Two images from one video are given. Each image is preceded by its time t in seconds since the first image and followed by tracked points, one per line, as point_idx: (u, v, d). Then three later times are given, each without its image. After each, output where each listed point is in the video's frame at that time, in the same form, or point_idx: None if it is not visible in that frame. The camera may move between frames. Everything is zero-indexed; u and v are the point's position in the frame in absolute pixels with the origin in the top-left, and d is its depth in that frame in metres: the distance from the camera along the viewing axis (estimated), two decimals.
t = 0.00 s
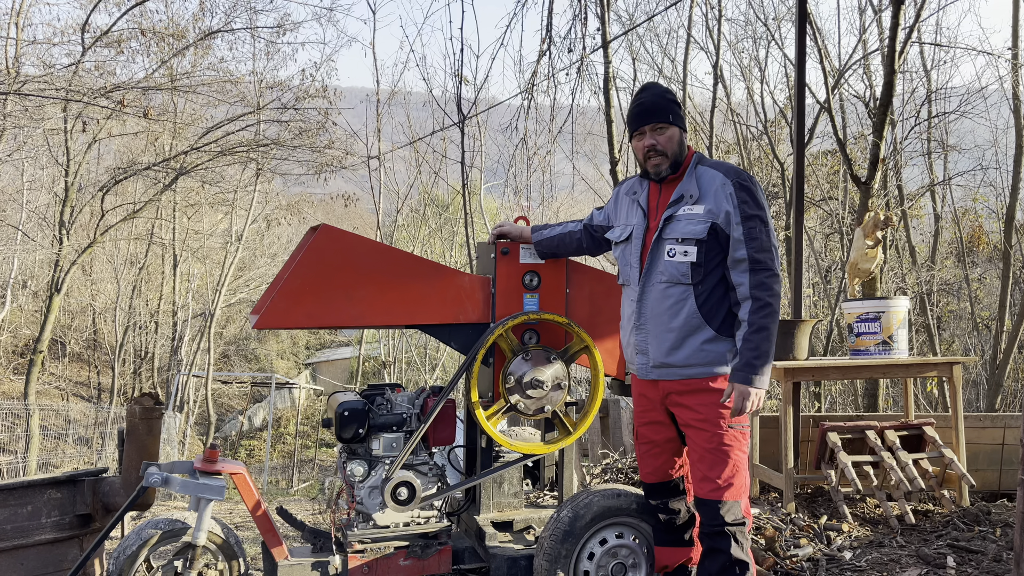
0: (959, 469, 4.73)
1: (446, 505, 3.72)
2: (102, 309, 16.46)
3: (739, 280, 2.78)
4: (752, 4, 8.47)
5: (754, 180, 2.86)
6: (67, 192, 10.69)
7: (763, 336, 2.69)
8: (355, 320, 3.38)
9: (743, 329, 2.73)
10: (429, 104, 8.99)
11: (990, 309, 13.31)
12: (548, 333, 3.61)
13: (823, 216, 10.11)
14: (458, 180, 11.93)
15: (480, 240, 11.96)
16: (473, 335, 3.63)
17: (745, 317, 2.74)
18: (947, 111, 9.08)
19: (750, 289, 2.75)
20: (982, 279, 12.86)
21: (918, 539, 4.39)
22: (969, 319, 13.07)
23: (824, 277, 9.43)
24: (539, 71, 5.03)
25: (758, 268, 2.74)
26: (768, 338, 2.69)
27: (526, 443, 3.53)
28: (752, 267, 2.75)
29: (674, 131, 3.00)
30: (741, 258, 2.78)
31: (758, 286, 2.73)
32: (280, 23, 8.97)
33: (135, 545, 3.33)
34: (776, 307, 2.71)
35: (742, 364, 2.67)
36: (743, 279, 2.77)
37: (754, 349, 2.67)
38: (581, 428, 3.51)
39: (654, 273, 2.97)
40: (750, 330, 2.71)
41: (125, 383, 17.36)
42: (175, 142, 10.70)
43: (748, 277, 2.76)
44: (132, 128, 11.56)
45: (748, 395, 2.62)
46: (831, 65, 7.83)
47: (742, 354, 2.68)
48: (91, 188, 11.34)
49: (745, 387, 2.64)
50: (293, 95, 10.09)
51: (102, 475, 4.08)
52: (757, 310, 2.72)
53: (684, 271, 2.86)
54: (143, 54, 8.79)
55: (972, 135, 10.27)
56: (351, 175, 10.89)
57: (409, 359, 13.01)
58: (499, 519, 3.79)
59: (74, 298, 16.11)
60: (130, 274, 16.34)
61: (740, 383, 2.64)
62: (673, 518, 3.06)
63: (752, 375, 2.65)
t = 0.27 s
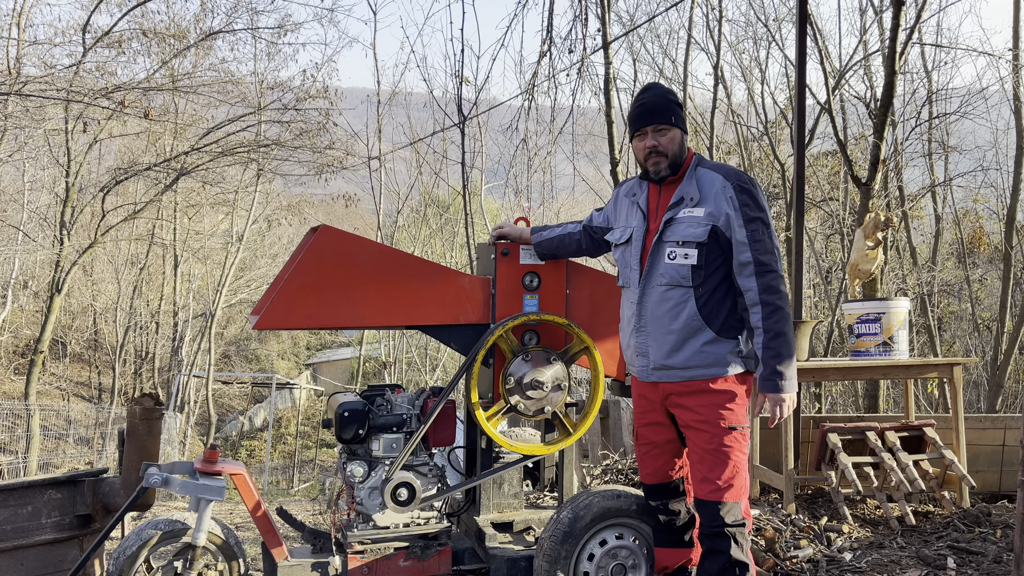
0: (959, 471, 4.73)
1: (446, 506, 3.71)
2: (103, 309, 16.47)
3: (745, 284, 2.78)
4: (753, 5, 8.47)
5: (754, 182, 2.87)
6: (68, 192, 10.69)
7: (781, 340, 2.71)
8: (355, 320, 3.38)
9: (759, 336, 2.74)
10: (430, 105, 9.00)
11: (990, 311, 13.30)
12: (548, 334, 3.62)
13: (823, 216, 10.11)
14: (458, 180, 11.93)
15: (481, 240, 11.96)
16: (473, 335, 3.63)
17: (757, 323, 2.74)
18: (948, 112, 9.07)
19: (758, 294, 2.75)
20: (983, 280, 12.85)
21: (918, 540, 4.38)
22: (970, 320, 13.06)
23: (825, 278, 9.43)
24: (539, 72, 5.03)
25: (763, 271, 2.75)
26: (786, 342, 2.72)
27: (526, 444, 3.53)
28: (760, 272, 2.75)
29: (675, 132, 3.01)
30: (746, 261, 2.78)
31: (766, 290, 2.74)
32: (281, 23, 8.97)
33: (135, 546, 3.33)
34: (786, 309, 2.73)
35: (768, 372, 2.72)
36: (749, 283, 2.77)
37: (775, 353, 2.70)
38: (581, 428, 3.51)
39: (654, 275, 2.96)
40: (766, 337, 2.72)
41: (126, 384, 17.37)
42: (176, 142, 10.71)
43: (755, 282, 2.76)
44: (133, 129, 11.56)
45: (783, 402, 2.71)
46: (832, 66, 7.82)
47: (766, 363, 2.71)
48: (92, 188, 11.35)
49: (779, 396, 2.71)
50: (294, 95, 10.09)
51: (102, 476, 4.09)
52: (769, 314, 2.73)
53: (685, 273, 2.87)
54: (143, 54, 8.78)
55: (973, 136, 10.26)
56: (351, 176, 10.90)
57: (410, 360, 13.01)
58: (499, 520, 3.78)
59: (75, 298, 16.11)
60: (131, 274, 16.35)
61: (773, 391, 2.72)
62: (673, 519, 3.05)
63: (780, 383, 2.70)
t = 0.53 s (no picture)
0: (960, 472, 4.73)
1: (447, 506, 3.72)
2: (104, 309, 16.48)
3: (735, 283, 2.76)
4: (754, 6, 8.47)
5: (761, 185, 2.84)
6: (70, 193, 10.69)
7: (753, 340, 2.65)
8: (356, 321, 3.38)
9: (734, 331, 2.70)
10: (431, 105, 9.01)
11: (991, 312, 13.31)
12: (549, 334, 3.62)
13: (824, 217, 10.11)
14: (460, 181, 11.94)
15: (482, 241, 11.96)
16: (474, 336, 3.63)
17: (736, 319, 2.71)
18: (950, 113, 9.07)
19: (745, 293, 2.73)
20: (984, 281, 12.86)
21: (919, 541, 4.38)
22: (971, 321, 13.06)
23: (826, 279, 9.43)
24: (540, 73, 5.04)
25: (756, 273, 2.73)
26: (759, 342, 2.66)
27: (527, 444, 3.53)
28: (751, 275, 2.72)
29: (691, 132, 2.99)
30: (739, 261, 2.76)
31: (754, 290, 2.70)
32: (283, 24, 8.97)
33: (136, 546, 3.34)
34: (770, 313, 2.69)
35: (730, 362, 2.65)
36: (739, 282, 2.74)
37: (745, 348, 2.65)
38: (582, 429, 3.51)
39: (656, 275, 2.97)
40: (740, 333, 2.68)
41: (127, 384, 17.38)
42: (178, 143, 10.71)
43: (745, 281, 2.73)
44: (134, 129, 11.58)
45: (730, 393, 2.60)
46: (833, 67, 7.82)
47: (732, 354, 2.65)
48: (93, 189, 11.35)
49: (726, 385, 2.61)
50: (296, 96, 10.09)
51: (103, 476, 4.09)
52: (750, 314, 2.69)
53: (686, 273, 2.87)
54: (145, 55, 8.77)
55: (974, 137, 10.26)
56: (353, 177, 10.91)
57: (411, 360, 13.01)
58: (500, 521, 3.79)
59: (76, 298, 16.11)
60: (132, 275, 16.35)
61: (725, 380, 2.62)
62: (673, 521, 3.05)
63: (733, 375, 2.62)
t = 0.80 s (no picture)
0: (962, 473, 4.73)
1: (449, 507, 3.75)
2: (106, 310, 16.51)
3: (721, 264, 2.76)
4: (755, 7, 8.48)
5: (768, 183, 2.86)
6: (71, 193, 10.71)
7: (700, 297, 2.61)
8: (358, 321, 3.38)
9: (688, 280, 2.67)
10: (432, 106, 9.02)
11: (993, 313, 13.30)
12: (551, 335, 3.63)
13: (825, 218, 10.11)
14: (461, 182, 11.94)
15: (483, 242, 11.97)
16: (476, 337, 3.63)
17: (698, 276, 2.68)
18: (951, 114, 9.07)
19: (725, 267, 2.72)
20: (985, 282, 12.85)
21: (920, 543, 4.38)
22: (973, 322, 13.05)
23: (827, 280, 9.43)
24: (542, 74, 5.05)
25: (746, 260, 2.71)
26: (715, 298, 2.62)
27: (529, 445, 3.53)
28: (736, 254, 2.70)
29: (690, 130, 2.97)
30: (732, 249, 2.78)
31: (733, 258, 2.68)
32: (284, 25, 8.98)
33: (137, 547, 3.34)
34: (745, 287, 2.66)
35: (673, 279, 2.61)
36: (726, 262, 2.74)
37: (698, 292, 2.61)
38: (583, 430, 3.52)
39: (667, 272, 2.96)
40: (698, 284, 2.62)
41: (128, 384, 17.40)
42: (179, 143, 10.73)
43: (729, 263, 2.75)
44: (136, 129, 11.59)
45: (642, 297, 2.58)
46: (834, 68, 7.82)
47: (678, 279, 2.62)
48: (95, 189, 11.36)
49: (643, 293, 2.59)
50: (297, 96, 10.09)
51: (105, 476, 4.09)
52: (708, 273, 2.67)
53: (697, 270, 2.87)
54: (146, 55, 8.79)
55: (975, 138, 10.26)
56: (354, 177, 10.92)
57: (412, 361, 13.01)
58: (501, 522, 3.78)
59: (78, 298, 16.11)
60: (133, 275, 16.36)
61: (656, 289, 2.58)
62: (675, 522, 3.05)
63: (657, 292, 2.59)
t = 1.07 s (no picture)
0: (964, 474, 4.72)
1: (450, 506, 3.84)
2: (107, 310, 16.52)
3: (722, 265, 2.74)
4: (757, 8, 8.48)
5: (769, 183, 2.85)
6: (73, 194, 10.73)
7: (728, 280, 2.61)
8: (359, 322, 3.38)
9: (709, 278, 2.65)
10: (434, 107, 9.03)
11: (995, 313, 13.29)
12: (552, 336, 3.63)
13: (827, 219, 10.11)
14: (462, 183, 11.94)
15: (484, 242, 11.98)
16: (477, 338, 3.64)
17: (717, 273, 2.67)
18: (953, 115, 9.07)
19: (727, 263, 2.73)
20: (987, 283, 12.85)
21: (922, 544, 4.38)
22: (974, 322, 13.05)
23: (828, 280, 9.43)
24: (543, 75, 5.06)
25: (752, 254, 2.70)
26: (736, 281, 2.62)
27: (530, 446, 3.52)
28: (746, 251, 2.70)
29: (681, 131, 2.97)
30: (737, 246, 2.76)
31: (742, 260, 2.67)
32: (287, 26, 8.98)
33: (138, 547, 3.34)
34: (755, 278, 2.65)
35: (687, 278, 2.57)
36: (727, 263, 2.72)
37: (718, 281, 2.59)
38: (584, 431, 3.51)
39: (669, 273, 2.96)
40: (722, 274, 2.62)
41: (130, 385, 17.41)
42: (181, 144, 10.74)
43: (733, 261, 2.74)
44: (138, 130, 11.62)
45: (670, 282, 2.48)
46: (836, 69, 7.83)
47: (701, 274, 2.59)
48: (97, 190, 11.37)
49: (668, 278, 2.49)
50: (298, 97, 10.10)
51: (107, 476, 4.10)
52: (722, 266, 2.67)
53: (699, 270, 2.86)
54: (149, 56, 8.81)
55: (977, 139, 10.27)
56: (355, 178, 10.93)
57: (413, 362, 13.01)
58: (503, 522, 3.75)
59: (80, 299, 16.13)
60: (135, 276, 16.37)
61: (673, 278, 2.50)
62: (676, 524, 3.05)
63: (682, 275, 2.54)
